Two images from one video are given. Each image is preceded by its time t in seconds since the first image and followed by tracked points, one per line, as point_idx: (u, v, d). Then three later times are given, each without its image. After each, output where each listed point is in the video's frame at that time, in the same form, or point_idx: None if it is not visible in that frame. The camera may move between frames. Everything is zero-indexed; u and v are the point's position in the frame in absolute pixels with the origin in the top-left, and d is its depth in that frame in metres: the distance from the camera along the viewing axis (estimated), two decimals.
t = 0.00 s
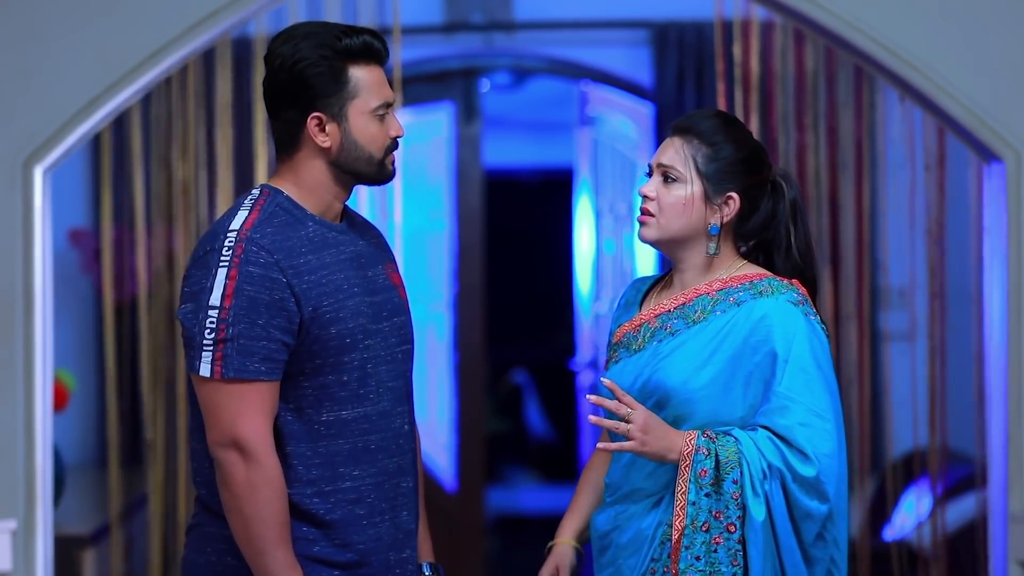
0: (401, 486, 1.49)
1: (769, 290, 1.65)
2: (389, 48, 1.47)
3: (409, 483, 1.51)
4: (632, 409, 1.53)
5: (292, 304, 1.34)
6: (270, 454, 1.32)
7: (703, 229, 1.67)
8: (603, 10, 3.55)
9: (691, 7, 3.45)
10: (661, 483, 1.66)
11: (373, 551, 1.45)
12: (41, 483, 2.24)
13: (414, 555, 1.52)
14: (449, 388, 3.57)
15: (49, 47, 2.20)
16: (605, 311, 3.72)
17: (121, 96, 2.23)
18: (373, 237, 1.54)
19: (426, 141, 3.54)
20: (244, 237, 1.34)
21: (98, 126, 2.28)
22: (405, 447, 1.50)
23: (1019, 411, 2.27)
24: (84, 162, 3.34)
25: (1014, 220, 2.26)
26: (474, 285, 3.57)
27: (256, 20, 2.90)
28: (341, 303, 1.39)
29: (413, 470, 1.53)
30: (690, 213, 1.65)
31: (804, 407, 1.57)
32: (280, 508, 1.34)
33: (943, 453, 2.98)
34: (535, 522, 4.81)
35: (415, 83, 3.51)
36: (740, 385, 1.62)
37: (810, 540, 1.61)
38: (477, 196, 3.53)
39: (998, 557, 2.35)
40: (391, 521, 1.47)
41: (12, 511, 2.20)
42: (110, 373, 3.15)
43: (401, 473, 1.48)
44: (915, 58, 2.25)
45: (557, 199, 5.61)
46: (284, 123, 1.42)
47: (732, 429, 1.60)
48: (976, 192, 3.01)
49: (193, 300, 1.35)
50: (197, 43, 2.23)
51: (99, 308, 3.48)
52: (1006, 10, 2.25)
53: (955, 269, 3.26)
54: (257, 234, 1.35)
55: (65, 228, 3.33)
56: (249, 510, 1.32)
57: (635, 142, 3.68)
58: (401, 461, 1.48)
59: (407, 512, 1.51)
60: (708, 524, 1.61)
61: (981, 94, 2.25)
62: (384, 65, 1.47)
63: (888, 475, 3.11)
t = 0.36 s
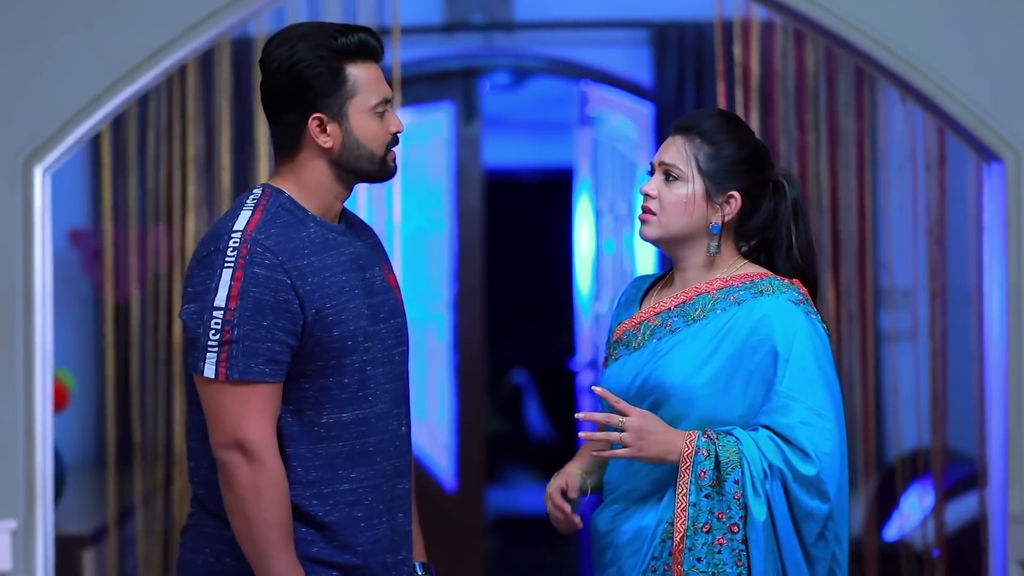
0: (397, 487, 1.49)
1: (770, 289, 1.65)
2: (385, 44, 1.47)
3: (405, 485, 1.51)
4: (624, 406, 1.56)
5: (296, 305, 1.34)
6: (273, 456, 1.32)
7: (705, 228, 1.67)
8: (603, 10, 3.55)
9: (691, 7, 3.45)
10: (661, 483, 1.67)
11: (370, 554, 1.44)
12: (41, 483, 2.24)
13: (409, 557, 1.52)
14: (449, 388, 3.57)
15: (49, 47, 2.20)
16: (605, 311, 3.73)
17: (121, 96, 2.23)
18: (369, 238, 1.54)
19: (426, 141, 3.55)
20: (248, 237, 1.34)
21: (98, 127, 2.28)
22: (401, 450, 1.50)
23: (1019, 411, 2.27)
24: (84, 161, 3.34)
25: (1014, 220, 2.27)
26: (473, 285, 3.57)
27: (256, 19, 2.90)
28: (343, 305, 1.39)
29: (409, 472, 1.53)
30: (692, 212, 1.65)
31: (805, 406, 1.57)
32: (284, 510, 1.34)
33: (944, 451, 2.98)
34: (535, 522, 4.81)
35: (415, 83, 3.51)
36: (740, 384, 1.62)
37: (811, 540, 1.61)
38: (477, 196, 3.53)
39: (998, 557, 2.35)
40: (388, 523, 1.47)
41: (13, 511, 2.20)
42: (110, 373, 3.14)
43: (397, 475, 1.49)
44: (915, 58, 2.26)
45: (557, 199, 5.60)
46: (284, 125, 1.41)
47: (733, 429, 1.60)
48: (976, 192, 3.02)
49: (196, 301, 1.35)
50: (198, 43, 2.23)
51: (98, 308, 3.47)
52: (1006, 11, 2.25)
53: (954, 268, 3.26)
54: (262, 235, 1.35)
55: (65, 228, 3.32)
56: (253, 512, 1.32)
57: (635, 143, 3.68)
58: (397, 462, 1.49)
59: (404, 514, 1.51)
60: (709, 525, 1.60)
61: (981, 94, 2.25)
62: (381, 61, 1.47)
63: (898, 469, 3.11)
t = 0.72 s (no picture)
0: (392, 489, 1.49)
1: (770, 288, 1.65)
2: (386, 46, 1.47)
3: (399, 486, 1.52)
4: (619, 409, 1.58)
5: (305, 309, 1.35)
6: (283, 458, 1.33)
7: (707, 227, 1.67)
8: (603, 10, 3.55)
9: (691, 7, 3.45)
10: (662, 484, 1.66)
11: (368, 558, 1.45)
12: (40, 483, 2.23)
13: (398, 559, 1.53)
14: (449, 388, 3.57)
15: (49, 47, 2.20)
16: (605, 311, 3.73)
17: (121, 96, 2.23)
18: (365, 238, 1.53)
19: (426, 141, 3.54)
20: (258, 240, 1.34)
21: (98, 127, 2.28)
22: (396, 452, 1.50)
23: (1019, 411, 2.27)
24: (84, 161, 3.34)
25: (1013, 219, 2.26)
26: (474, 285, 3.58)
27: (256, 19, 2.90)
28: (348, 308, 1.39)
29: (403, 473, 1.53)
30: (694, 210, 1.65)
31: (806, 405, 1.57)
32: (293, 515, 1.34)
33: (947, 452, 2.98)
34: (535, 522, 4.81)
35: (415, 83, 3.51)
36: (740, 383, 1.62)
37: (811, 540, 1.61)
38: (477, 196, 3.54)
39: (998, 557, 2.35)
40: (383, 526, 1.48)
41: (12, 511, 2.20)
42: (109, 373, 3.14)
43: (392, 477, 1.49)
44: (915, 58, 2.25)
45: (557, 199, 5.60)
46: (288, 132, 1.41)
47: (733, 428, 1.60)
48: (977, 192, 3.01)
49: (206, 303, 1.34)
50: (197, 43, 2.23)
51: (98, 308, 3.47)
52: (1006, 11, 2.25)
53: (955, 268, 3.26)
54: (271, 237, 1.35)
55: (65, 228, 3.32)
56: (263, 515, 1.32)
57: (635, 143, 3.68)
58: (393, 464, 1.49)
59: (395, 516, 1.51)
60: (710, 524, 1.61)
61: (980, 94, 2.25)
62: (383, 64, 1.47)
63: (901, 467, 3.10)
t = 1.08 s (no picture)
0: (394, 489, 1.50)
1: (772, 289, 1.65)
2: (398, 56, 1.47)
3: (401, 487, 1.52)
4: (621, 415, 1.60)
5: (314, 315, 1.35)
6: (294, 466, 1.32)
7: (709, 226, 1.67)
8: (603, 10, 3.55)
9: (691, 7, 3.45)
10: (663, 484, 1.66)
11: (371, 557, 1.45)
12: (40, 483, 2.23)
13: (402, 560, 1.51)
14: (449, 388, 3.57)
15: (49, 48, 2.20)
16: (605, 311, 3.73)
17: (121, 97, 2.23)
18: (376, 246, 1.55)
19: (426, 142, 3.53)
20: (267, 245, 1.35)
21: (98, 127, 2.28)
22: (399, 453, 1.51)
23: (1019, 410, 2.27)
24: (84, 161, 3.33)
25: (1013, 219, 2.26)
26: (473, 285, 3.58)
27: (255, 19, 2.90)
28: (356, 313, 1.39)
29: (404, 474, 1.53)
30: (697, 210, 1.65)
31: (807, 405, 1.57)
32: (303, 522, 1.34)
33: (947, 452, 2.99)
34: (535, 522, 4.82)
35: (415, 83, 3.51)
36: (741, 383, 1.62)
37: (813, 539, 1.61)
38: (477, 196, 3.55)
39: (998, 557, 2.35)
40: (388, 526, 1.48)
41: (12, 511, 2.20)
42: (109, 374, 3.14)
43: (397, 478, 1.49)
44: (915, 58, 2.25)
45: (557, 199, 5.60)
46: (297, 140, 1.41)
47: (734, 429, 1.60)
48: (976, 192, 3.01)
49: (217, 309, 1.34)
50: (197, 43, 2.23)
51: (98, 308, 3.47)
52: (1006, 10, 2.25)
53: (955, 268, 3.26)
54: (279, 242, 1.36)
55: (65, 228, 3.31)
56: (273, 520, 1.32)
57: (635, 143, 3.68)
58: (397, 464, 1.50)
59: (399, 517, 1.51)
60: (710, 525, 1.61)
61: (980, 94, 2.25)
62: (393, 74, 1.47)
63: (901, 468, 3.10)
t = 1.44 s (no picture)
0: (422, 484, 1.50)
1: (775, 288, 1.65)
2: (400, 46, 1.49)
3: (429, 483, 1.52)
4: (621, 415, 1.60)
5: (315, 303, 1.36)
6: (296, 453, 1.34)
7: (713, 226, 1.68)
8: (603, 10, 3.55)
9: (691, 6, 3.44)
10: (665, 482, 1.67)
11: (397, 550, 1.46)
12: (40, 483, 2.23)
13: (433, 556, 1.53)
14: (449, 387, 3.55)
15: (49, 47, 2.20)
16: (605, 311, 3.73)
17: (121, 96, 2.22)
18: (395, 240, 1.56)
19: (426, 141, 3.55)
20: (267, 237, 1.37)
21: (98, 127, 2.28)
22: (426, 447, 1.51)
23: (1019, 410, 2.27)
24: (84, 162, 3.33)
25: (1014, 219, 2.26)
26: (473, 285, 3.58)
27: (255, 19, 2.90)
28: (363, 302, 1.41)
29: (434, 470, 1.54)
30: (701, 211, 1.65)
31: (809, 405, 1.57)
32: (307, 509, 1.36)
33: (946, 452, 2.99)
34: (535, 522, 4.81)
35: (415, 83, 3.51)
36: (743, 383, 1.62)
37: (814, 539, 1.61)
38: (477, 196, 3.55)
39: (998, 556, 2.35)
40: (412, 520, 1.48)
41: (12, 511, 2.20)
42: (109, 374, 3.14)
43: (422, 472, 1.50)
44: (915, 58, 2.26)
45: (557, 199, 5.60)
46: (302, 133, 1.44)
47: (735, 428, 1.61)
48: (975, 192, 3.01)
49: (216, 300, 1.37)
50: (197, 42, 2.23)
51: (99, 309, 3.47)
52: (1005, 10, 2.25)
53: (952, 268, 3.26)
54: (280, 234, 1.38)
55: (65, 229, 3.31)
56: (278, 508, 1.34)
57: (635, 142, 3.68)
58: (422, 459, 1.50)
59: (427, 511, 1.52)
60: (713, 524, 1.61)
61: (980, 94, 2.25)
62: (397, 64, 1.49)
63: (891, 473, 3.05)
